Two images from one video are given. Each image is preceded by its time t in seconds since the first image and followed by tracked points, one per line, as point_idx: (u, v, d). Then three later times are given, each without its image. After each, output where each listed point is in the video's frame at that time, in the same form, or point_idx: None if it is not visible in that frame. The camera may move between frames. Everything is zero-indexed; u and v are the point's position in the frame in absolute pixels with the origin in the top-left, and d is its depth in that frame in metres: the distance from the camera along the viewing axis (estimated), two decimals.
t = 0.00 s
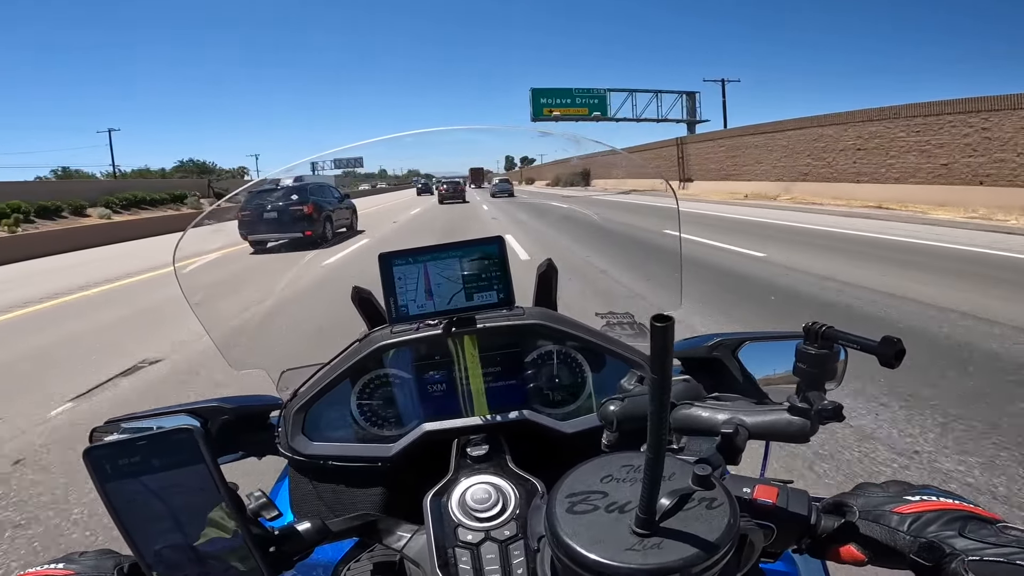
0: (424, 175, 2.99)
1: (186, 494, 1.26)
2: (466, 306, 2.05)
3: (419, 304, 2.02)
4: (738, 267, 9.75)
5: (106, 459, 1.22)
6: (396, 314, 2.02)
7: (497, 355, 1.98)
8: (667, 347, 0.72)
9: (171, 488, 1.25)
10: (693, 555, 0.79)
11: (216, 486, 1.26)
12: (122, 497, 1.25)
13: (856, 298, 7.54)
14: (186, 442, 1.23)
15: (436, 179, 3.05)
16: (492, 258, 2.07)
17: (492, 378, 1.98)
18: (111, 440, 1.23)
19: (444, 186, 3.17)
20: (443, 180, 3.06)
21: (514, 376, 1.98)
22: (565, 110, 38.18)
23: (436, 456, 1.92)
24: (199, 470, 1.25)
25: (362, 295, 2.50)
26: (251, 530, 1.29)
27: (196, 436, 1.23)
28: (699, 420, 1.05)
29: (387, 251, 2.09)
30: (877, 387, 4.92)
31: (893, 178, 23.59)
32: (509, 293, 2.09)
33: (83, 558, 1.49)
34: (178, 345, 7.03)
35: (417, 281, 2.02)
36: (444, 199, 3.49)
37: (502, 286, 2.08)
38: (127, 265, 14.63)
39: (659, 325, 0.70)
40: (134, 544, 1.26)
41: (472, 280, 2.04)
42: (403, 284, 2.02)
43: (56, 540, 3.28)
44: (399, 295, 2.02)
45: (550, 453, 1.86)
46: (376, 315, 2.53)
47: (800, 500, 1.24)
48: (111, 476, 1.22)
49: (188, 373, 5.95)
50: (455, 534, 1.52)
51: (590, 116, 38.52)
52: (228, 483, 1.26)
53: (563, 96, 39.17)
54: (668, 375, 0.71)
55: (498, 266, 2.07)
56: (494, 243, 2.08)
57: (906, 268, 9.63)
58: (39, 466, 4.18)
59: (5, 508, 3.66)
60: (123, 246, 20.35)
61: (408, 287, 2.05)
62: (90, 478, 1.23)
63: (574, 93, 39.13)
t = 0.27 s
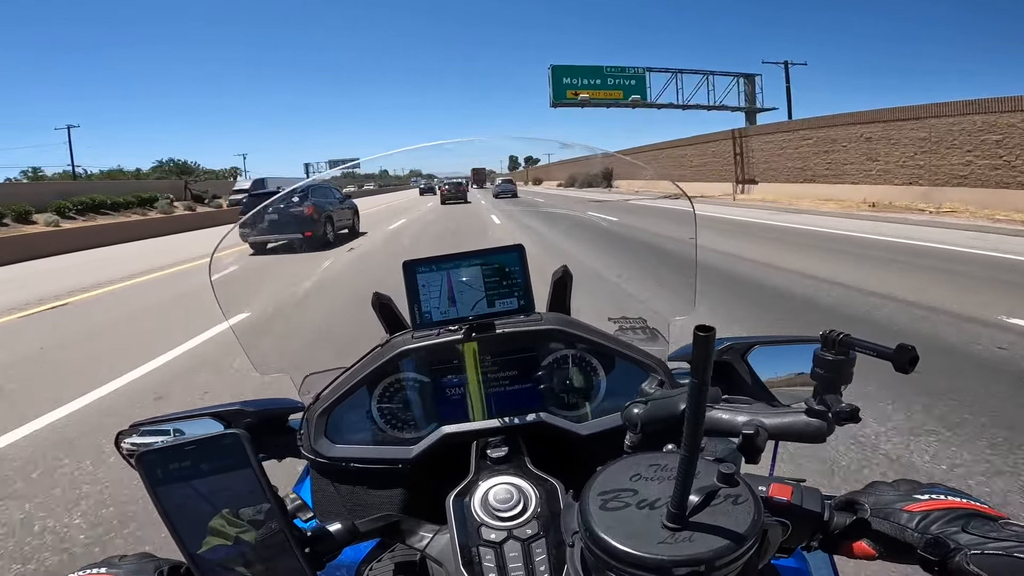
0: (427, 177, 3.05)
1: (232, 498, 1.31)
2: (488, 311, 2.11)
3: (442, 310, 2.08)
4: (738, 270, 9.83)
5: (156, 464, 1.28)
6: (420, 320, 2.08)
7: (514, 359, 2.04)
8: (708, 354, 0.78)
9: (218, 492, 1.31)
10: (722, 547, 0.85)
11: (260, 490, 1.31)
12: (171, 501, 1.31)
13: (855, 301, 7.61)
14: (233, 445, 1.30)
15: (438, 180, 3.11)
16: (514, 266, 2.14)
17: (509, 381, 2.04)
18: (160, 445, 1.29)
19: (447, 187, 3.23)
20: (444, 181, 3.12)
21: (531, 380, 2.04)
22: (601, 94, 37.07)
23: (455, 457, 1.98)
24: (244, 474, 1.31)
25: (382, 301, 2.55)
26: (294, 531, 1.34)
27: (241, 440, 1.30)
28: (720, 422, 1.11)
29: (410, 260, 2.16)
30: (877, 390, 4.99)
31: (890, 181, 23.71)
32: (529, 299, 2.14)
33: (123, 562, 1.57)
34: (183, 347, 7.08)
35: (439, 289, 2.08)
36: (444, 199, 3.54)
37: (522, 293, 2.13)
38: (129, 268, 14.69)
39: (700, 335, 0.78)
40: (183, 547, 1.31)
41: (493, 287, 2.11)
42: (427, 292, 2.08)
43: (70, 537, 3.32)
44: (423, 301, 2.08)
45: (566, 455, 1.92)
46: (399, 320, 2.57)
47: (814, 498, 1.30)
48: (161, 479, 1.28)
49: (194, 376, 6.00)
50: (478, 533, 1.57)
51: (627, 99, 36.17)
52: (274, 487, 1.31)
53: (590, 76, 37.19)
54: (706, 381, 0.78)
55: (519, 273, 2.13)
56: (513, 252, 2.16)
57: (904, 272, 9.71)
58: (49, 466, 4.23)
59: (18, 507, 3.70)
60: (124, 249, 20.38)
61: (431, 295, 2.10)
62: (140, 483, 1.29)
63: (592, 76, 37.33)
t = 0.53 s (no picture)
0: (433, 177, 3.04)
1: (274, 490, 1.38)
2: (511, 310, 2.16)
3: (467, 308, 2.13)
4: (740, 272, 9.85)
5: (202, 458, 1.34)
6: (444, 318, 2.13)
7: (532, 357, 2.09)
8: (751, 348, 0.85)
9: (261, 484, 1.37)
10: (753, 533, 0.91)
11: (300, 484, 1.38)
12: (215, 494, 1.37)
13: (857, 302, 7.63)
14: (276, 439, 1.35)
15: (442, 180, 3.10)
16: (538, 267, 2.21)
17: (527, 379, 2.08)
18: (205, 441, 1.35)
19: (451, 189, 3.27)
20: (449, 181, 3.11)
21: (547, 378, 2.09)
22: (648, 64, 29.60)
23: (473, 453, 2.03)
24: (287, 468, 1.37)
25: (403, 299, 2.59)
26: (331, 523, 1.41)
27: (283, 434, 1.36)
28: (746, 417, 1.16)
29: (434, 259, 2.21)
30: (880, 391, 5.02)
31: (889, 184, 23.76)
32: (551, 299, 2.19)
33: (159, 560, 1.74)
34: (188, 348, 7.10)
35: (464, 289, 2.13)
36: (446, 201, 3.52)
37: (545, 292, 2.18)
38: (130, 268, 14.68)
39: (744, 330, 0.84)
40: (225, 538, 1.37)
41: (516, 286, 2.16)
42: (451, 292, 2.13)
43: (84, 535, 3.36)
44: (448, 299, 2.13)
45: (582, 451, 1.97)
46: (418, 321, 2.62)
47: (829, 492, 1.35)
48: (207, 473, 1.35)
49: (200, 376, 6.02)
50: (501, 527, 1.61)
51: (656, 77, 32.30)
52: (314, 481, 1.38)
53: (631, 42, 29.38)
54: (749, 371, 0.84)
55: (541, 274, 2.19)
56: (535, 253, 2.22)
57: (906, 273, 9.73)
58: (61, 465, 4.27)
59: (30, 506, 3.74)
60: (124, 249, 20.36)
61: (456, 295, 2.14)
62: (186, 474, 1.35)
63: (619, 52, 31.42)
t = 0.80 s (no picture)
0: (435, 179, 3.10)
1: (290, 486, 1.42)
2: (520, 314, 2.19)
3: (477, 311, 2.15)
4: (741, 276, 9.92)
5: (223, 454, 1.39)
6: (454, 321, 2.15)
7: (536, 360, 2.13)
8: (758, 354, 0.90)
9: (279, 480, 1.42)
10: (756, 533, 0.95)
11: (317, 480, 1.42)
12: (234, 488, 1.41)
13: (858, 307, 7.67)
14: (294, 437, 1.40)
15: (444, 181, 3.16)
16: (546, 272, 2.24)
17: (530, 382, 2.12)
18: (227, 437, 1.39)
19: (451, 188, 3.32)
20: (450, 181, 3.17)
21: (550, 382, 2.13)
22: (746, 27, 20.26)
23: (477, 454, 2.07)
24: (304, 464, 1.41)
25: (412, 301, 2.63)
26: (344, 519, 1.46)
27: (302, 431, 1.40)
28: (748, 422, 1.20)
29: (445, 262, 2.24)
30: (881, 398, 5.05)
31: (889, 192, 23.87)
32: (558, 304, 2.23)
33: (170, 555, 1.78)
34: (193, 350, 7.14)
35: (475, 292, 2.15)
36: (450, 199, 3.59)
37: (552, 298, 2.22)
38: (135, 268, 14.76)
39: (751, 337, 0.89)
40: (242, 532, 1.42)
41: (524, 290, 2.20)
42: (463, 294, 2.15)
43: (95, 540, 3.41)
44: (458, 302, 2.15)
45: (584, 454, 2.01)
46: (427, 322, 2.66)
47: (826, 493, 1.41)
48: (226, 469, 1.39)
49: (206, 378, 6.07)
50: (505, 526, 1.65)
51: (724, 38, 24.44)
52: (329, 479, 1.42)
53: None
54: (756, 375, 0.89)
55: (549, 279, 2.23)
56: (545, 258, 2.25)
57: (907, 277, 9.75)
58: (70, 468, 4.32)
59: (39, 509, 3.79)
60: (128, 249, 20.45)
61: (466, 297, 2.16)
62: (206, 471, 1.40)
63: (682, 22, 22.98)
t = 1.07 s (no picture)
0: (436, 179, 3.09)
1: (292, 482, 1.40)
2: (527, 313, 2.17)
3: (483, 309, 2.15)
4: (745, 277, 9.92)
5: (225, 449, 1.37)
6: (460, 317, 2.15)
7: (539, 360, 2.11)
8: (779, 357, 0.88)
9: (281, 476, 1.40)
10: (766, 537, 0.94)
11: (319, 477, 1.41)
12: (235, 484, 1.39)
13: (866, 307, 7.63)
14: (299, 432, 1.38)
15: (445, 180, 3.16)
16: (555, 272, 2.22)
17: (533, 382, 2.10)
18: (230, 431, 1.38)
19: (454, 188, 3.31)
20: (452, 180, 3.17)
21: (553, 382, 2.11)
22: None
23: (478, 454, 2.05)
24: (309, 460, 1.40)
25: (417, 298, 2.62)
26: (346, 517, 1.44)
27: (307, 426, 1.39)
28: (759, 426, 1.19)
29: (455, 259, 2.25)
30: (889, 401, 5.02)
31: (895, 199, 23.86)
32: (566, 304, 2.21)
33: (165, 551, 1.76)
34: (197, 348, 7.15)
35: (482, 290, 2.15)
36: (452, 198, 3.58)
37: (560, 297, 2.20)
38: (141, 267, 14.80)
39: (773, 340, 0.87)
40: (241, 528, 1.40)
41: (531, 289, 2.18)
42: (469, 291, 2.15)
43: (101, 539, 3.40)
44: (464, 300, 2.15)
45: (587, 455, 1.99)
46: (430, 319, 2.65)
47: (832, 500, 1.42)
48: (228, 464, 1.37)
49: (210, 377, 6.07)
50: (506, 527, 1.63)
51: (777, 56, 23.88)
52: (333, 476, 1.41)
53: None
54: (775, 378, 0.88)
55: (557, 278, 2.21)
56: (554, 257, 2.23)
57: (916, 277, 9.69)
58: (74, 468, 4.32)
59: (44, 509, 3.79)
60: (136, 249, 20.53)
61: (472, 293, 2.17)
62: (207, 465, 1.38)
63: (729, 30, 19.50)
